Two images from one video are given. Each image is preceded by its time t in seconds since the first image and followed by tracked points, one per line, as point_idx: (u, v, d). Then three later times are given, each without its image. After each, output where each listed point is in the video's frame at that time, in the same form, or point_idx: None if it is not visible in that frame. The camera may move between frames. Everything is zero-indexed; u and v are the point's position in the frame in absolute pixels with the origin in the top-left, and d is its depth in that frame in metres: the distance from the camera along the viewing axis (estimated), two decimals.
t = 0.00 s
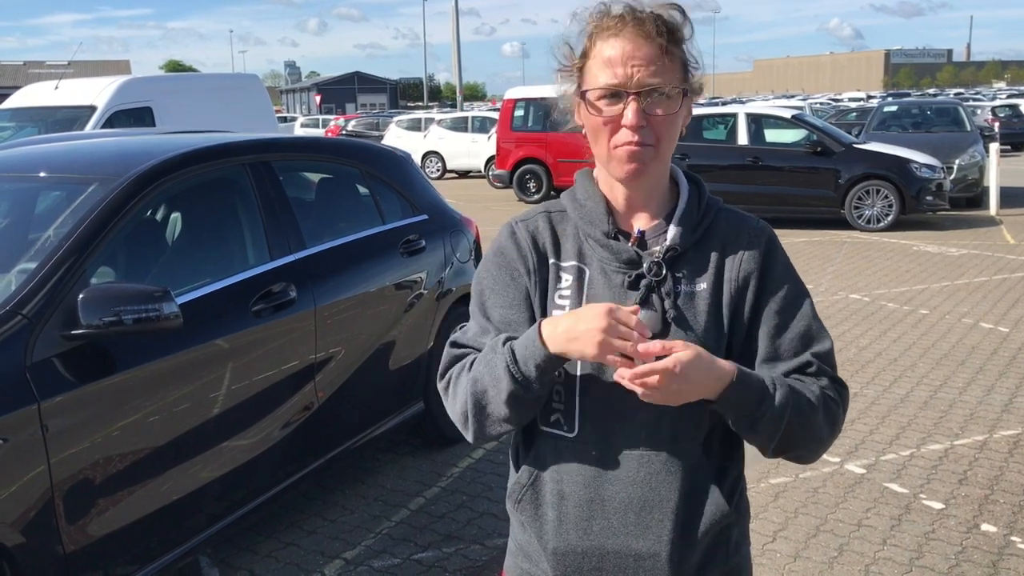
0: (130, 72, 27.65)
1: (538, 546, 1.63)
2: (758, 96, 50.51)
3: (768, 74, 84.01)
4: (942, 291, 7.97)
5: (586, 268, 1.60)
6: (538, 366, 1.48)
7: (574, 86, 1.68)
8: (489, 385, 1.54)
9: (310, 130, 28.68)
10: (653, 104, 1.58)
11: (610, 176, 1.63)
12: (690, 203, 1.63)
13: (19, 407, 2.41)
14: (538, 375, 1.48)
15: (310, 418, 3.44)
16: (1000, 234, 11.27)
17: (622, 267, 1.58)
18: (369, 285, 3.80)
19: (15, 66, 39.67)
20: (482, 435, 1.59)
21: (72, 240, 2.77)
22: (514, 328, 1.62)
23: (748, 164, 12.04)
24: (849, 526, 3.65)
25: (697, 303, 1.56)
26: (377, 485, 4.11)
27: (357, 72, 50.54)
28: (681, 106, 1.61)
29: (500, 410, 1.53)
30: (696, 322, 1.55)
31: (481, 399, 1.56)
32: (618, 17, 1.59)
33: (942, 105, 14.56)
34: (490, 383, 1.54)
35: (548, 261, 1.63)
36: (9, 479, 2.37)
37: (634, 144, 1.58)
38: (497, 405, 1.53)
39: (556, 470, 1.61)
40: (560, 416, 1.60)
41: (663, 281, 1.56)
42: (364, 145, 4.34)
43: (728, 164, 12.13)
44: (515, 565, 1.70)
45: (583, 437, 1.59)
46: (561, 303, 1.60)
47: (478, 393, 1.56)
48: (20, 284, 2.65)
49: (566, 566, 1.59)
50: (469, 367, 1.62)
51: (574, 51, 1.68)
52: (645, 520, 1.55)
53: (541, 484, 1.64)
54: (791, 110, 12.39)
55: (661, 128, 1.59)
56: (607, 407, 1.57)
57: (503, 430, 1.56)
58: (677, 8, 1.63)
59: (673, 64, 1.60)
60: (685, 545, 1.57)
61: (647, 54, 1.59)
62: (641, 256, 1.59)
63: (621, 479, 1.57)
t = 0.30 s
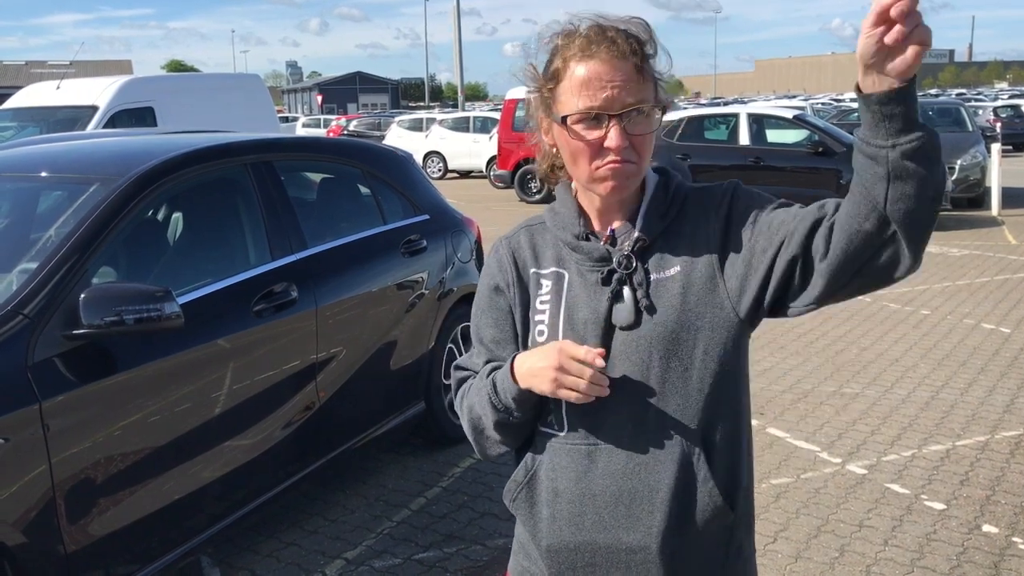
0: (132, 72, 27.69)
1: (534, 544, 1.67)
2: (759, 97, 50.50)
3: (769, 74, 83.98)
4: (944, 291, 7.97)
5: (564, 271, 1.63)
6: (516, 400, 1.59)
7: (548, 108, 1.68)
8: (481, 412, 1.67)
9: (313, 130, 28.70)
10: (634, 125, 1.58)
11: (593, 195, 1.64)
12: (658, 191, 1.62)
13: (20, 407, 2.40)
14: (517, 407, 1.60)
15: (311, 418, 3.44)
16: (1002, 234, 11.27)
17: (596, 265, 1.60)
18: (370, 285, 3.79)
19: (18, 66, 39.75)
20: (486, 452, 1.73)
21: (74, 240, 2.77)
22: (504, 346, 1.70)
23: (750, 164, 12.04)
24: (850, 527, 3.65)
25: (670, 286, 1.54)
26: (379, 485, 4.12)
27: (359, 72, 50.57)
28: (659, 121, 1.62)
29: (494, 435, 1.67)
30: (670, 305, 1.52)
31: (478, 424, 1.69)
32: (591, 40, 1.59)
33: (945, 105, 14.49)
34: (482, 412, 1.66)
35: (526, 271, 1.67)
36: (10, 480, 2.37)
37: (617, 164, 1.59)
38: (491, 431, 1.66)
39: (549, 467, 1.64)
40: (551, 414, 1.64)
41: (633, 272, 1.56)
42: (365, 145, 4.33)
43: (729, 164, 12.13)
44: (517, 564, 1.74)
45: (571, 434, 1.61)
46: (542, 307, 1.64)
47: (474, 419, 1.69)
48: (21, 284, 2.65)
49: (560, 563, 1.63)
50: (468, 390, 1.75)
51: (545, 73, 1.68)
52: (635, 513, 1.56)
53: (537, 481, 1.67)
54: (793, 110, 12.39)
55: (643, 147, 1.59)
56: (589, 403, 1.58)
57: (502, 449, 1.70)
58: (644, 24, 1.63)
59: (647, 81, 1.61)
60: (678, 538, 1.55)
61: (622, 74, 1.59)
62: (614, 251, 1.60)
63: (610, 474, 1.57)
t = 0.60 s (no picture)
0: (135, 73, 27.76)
1: (532, 548, 1.67)
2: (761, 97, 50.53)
3: (771, 75, 83.97)
4: (945, 291, 7.97)
5: (562, 273, 1.63)
6: (515, 401, 1.61)
7: (537, 97, 1.70)
8: (480, 408, 1.69)
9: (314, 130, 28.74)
10: (611, 114, 1.59)
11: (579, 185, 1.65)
12: (661, 198, 1.61)
13: (21, 407, 2.41)
14: (517, 408, 1.62)
15: (313, 419, 3.44)
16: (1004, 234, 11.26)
17: (593, 269, 1.59)
18: (371, 286, 3.79)
19: (20, 66, 39.82)
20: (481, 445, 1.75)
21: (76, 240, 2.78)
22: (501, 343, 1.72)
23: (751, 164, 12.04)
24: (852, 527, 3.65)
25: (668, 298, 1.54)
26: (380, 485, 4.12)
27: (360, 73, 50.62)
28: (643, 110, 1.61)
29: (492, 432, 1.69)
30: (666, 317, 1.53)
31: (477, 419, 1.72)
32: (571, 29, 1.60)
33: (946, 105, 14.52)
34: (481, 408, 1.68)
35: (528, 270, 1.68)
36: (10, 480, 2.37)
37: (594, 153, 1.59)
38: (488, 428, 1.69)
39: (545, 473, 1.64)
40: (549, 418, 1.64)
41: (630, 278, 1.56)
42: (365, 145, 4.34)
43: (731, 164, 12.13)
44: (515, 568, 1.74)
45: (567, 440, 1.61)
46: (540, 308, 1.64)
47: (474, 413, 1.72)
48: (23, 284, 2.65)
49: (557, 567, 1.62)
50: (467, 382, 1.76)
51: (535, 61, 1.69)
52: (630, 520, 1.55)
53: (534, 485, 1.66)
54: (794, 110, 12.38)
55: (621, 135, 1.59)
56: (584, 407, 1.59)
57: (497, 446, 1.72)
58: (632, 11, 1.62)
59: (628, 70, 1.60)
60: (672, 546, 1.56)
61: (601, 64, 1.59)
62: (612, 256, 1.60)
63: (605, 481, 1.57)
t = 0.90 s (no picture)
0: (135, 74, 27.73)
1: (532, 540, 1.66)
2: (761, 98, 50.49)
3: (772, 75, 83.96)
4: (946, 291, 7.96)
5: (589, 263, 1.63)
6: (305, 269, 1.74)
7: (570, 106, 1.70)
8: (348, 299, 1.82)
9: (315, 131, 28.73)
10: (639, 122, 1.58)
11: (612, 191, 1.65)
12: (701, 209, 1.62)
13: (21, 409, 2.41)
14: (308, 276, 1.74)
15: (313, 419, 3.45)
16: (1004, 234, 11.26)
17: (623, 264, 1.60)
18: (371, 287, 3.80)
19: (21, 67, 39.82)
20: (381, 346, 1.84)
21: (76, 241, 2.78)
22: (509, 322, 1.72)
23: (751, 164, 12.03)
24: (851, 527, 3.64)
25: (697, 306, 1.55)
26: (380, 486, 4.12)
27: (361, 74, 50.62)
28: (672, 116, 1.60)
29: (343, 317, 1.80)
30: (695, 322, 1.54)
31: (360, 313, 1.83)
32: (597, 39, 1.60)
33: (947, 105, 14.52)
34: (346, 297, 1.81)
35: (553, 254, 1.67)
36: (10, 481, 2.37)
37: (624, 164, 1.59)
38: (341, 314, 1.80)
39: (548, 465, 1.63)
40: (554, 408, 1.62)
41: (661, 280, 1.56)
42: (366, 146, 4.34)
43: (731, 164, 12.13)
44: (513, 562, 1.72)
45: (574, 432, 1.60)
46: (562, 296, 1.63)
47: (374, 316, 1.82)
48: (23, 285, 2.65)
49: (557, 561, 1.62)
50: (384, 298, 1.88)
51: (566, 70, 1.69)
52: (634, 516, 1.56)
53: (534, 476, 1.65)
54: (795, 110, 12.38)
55: (650, 144, 1.58)
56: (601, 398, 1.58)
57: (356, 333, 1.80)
58: (658, 16, 1.61)
59: (656, 75, 1.59)
60: (675, 544, 1.56)
61: (627, 72, 1.58)
62: (643, 256, 1.60)
63: (609, 476, 1.57)
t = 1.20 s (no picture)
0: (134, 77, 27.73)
1: (528, 540, 1.66)
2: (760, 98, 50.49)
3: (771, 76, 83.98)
4: (945, 292, 7.96)
5: (578, 268, 1.64)
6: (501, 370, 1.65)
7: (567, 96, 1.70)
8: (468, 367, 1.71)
9: (314, 133, 28.73)
10: (637, 117, 1.59)
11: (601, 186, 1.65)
12: (686, 204, 1.62)
13: (20, 411, 2.41)
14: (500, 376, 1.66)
15: (312, 422, 3.45)
16: (1004, 234, 11.26)
17: (612, 266, 1.60)
18: (370, 288, 3.80)
19: (21, 70, 39.87)
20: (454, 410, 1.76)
21: (74, 244, 2.78)
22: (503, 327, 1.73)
23: (751, 165, 12.04)
24: (851, 528, 3.65)
25: (686, 302, 1.55)
26: (379, 488, 4.12)
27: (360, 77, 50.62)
28: (670, 115, 1.61)
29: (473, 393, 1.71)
30: (684, 319, 1.55)
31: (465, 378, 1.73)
32: (603, 31, 1.61)
33: (946, 105, 14.53)
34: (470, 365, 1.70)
35: (543, 264, 1.68)
36: (10, 484, 2.37)
37: (619, 156, 1.59)
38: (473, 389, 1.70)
39: (544, 467, 1.63)
40: (549, 413, 1.63)
41: (649, 279, 1.57)
42: (365, 148, 4.34)
43: (731, 165, 12.14)
44: (512, 561, 1.73)
45: (568, 435, 1.60)
46: (552, 303, 1.64)
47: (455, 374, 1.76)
48: (21, 288, 2.66)
49: (552, 562, 1.62)
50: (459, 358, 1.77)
51: (564, 59, 1.70)
52: (627, 519, 1.56)
53: (532, 478, 1.66)
54: (794, 111, 12.38)
55: (646, 139, 1.59)
56: (593, 401, 1.58)
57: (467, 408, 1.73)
58: (665, 16, 1.63)
59: (658, 73, 1.60)
60: (668, 546, 1.56)
61: (630, 66, 1.59)
62: (631, 256, 1.60)
63: (603, 479, 1.57)
